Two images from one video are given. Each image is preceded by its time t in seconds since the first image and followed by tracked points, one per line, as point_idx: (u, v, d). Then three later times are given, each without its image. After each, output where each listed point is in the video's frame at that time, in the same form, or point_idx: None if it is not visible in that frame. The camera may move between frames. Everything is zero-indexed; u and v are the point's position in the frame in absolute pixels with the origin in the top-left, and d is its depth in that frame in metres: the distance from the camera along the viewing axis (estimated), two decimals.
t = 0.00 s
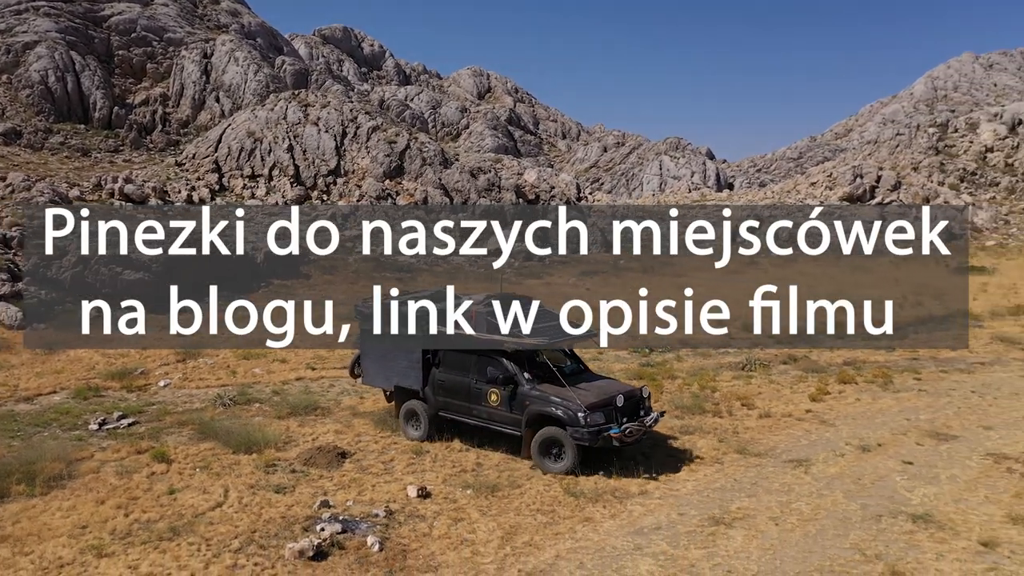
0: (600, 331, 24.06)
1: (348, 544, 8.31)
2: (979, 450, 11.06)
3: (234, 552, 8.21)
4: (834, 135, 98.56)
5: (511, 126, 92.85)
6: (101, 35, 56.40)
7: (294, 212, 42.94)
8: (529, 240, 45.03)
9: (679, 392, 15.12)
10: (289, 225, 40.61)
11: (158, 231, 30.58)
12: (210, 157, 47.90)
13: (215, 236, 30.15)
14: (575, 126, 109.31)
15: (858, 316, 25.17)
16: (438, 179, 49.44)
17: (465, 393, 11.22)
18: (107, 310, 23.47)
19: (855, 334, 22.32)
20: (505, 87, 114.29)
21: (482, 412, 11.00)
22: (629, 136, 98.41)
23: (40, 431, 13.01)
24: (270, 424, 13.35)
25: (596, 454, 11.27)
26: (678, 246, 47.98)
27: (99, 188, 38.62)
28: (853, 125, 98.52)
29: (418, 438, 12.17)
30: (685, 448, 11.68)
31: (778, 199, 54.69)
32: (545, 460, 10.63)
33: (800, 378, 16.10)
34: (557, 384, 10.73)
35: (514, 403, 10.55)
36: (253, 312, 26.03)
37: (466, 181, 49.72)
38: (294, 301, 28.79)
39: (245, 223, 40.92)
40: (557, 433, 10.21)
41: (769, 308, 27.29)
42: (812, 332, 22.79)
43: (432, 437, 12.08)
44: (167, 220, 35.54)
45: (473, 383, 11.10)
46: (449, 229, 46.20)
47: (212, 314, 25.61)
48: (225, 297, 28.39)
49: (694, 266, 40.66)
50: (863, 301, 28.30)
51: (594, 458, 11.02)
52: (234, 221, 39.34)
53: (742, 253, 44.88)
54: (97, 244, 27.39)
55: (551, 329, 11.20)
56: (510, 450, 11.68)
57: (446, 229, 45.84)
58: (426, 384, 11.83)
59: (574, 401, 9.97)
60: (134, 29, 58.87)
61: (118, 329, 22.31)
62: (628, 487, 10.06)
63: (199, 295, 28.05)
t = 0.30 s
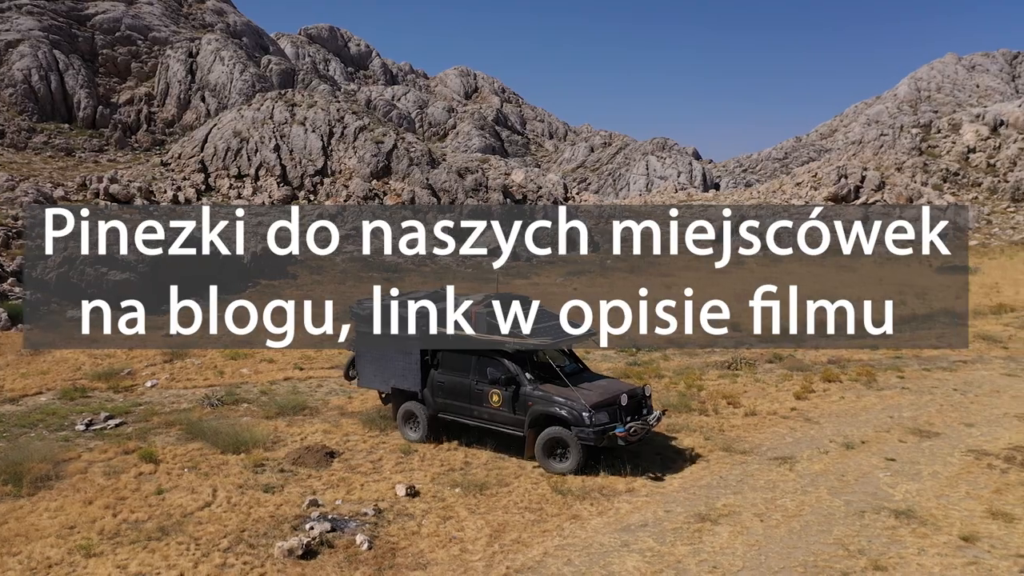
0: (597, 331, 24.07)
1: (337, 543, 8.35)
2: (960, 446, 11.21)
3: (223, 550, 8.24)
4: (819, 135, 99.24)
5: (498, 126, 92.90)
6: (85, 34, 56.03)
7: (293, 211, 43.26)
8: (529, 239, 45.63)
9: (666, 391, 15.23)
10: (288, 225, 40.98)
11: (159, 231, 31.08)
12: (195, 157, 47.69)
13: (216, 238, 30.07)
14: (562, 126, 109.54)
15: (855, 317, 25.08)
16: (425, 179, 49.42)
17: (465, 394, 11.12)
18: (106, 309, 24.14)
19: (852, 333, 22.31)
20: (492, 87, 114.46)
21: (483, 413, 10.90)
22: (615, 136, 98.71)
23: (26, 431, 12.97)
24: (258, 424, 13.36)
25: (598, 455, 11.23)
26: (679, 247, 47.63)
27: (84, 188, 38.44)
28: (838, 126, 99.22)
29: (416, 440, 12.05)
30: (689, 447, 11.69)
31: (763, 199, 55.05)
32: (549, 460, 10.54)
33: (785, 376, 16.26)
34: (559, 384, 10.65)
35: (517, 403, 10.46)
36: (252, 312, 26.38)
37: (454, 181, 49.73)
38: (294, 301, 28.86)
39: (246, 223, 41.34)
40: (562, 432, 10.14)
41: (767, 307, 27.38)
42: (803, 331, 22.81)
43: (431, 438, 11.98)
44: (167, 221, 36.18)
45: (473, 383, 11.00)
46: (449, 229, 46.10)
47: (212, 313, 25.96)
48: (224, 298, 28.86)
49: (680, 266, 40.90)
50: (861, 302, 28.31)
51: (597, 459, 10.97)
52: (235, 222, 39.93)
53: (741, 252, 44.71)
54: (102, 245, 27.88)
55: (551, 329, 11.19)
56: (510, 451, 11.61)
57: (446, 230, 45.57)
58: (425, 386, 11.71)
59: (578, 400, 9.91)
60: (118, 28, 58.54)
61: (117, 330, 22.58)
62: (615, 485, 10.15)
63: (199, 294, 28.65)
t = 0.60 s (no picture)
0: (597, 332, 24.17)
1: (331, 541, 8.38)
2: (950, 444, 11.31)
3: (217, 549, 8.26)
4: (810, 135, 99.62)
5: (491, 126, 92.90)
6: (76, 33, 55.80)
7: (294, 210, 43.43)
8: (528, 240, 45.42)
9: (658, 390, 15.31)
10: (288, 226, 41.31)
11: (158, 231, 31.41)
12: (187, 156, 47.58)
13: (214, 236, 29.76)
14: (554, 126, 109.66)
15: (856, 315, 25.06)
16: (418, 179, 49.43)
17: (472, 394, 11.05)
18: (106, 309, 24.06)
19: (852, 332, 22.32)
20: (485, 86, 114.58)
21: (491, 413, 10.84)
22: (608, 136, 98.86)
23: (19, 431, 12.95)
24: (251, 424, 13.37)
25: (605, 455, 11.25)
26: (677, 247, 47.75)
27: (75, 188, 38.29)
28: (829, 126, 99.64)
29: (421, 441, 11.95)
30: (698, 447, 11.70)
31: (755, 199, 55.23)
32: (559, 460, 10.53)
33: (776, 375, 16.36)
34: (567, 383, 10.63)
35: (526, 402, 10.41)
36: (253, 312, 26.37)
37: (446, 181, 49.76)
38: (295, 301, 28.83)
39: (245, 223, 41.34)
40: (573, 432, 10.13)
41: (766, 308, 27.52)
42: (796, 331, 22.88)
43: (436, 440, 11.88)
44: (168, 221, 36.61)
45: (481, 382, 10.93)
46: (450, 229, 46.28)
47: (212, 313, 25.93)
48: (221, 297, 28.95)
49: (672, 266, 41.02)
50: (863, 301, 28.20)
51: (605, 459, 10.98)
52: (235, 221, 40.00)
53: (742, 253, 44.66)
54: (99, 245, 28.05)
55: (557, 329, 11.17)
56: (516, 452, 11.56)
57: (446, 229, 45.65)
58: (430, 386, 11.63)
59: (589, 398, 9.90)
60: (109, 27, 58.32)
61: (117, 330, 22.59)
62: (608, 483, 10.19)
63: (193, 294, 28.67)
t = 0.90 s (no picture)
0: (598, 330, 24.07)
1: (321, 540, 8.39)
2: (935, 440, 11.42)
3: (206, 549, 8.25)
4: (798, 133, 100.08)
5: (479, 124, 92.78)
6: (61, 30, 55.37)
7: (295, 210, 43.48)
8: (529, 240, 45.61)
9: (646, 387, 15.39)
10: (289, 227, 41.71)
11: (158, 231, 31.61)
12: (175, 154, 47.31)
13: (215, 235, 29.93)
14: (543, 124, 109.71)
15: (856, 316, 24.73)
16: (407, 178, 49.40)
17: (476, 393, 10.99)
18: (107, 310, 24.01)
19: (851, 332, 21.96)
20: (473, 84, 114.58)
21: (496, 413, 10.81)
22: (597, 134, 98.99)
23: (5, 432, 12.86)
24: (240, 422, 13.33)
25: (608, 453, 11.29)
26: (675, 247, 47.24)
27: (61, 187, 37.99)
28: (816, 125, 100.14)
29: (422, 442, 11.84)
30: (702, 445, 11.73)
31: (743, 198, 55.46)
32: (567, 459, 10.53)
33: (764, 372, 16.45)
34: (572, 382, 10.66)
35: (533, 401, 10.42)
36: (254, 312, 26.16)
37: (435, 180, 49.67)
38: (294, 300, 28.75)
39: (247, 222, 41.75)
40: (582, 431, 10.17)
41: (766, 307, 27.37)
42: (792, 330, 22.64)
43: (439, 441, 11.77)
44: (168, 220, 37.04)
45: (484, 382, 10.90)
46: (449, 229, 46.51)
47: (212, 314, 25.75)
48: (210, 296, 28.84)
49: (660, 264, 41.15)
50: (861, 300, 28.02)
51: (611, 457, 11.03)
52: (234, 221, 40.33)
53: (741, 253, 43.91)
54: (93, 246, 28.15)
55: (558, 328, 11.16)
56: (519, 451, 11.54)
57: (445, 230, 45.83)
58: (432, 386, 11.53)
59: (597, 397, 9.95)
60: (95, 25, 57.90)
61: (117, 330, 22.52)
62: (597, 480, 10.22)
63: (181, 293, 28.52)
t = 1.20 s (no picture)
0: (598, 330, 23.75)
1: (304, 540, 8.37)
2: (914, 437, 11.55)
3: (188, 550, 8.21)
4: (779, 133, 100.73)
5: (462, 123, 92.60)
6: (39, 27, 54.75)
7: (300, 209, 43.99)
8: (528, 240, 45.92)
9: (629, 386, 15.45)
10: (289, 225, 42.12)
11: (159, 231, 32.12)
12: (155, 153, 46.91)
13: (215, 237, 30.08)
14: (526, 123, 109.73)
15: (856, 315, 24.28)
16: (390, 177, 49.30)
17: (473, 395, 10.94)
18: (106, 310, 24.15)
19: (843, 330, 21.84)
20: (457, 83, 114.51)
21: (494, 414, 10.75)
22: (580, 133, 99.14)
23: None
24: (222, 423, 13.27)
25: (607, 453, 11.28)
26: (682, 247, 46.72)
27: (39, 186, 37.53)
28: (797, 125, 100.83)
29: (418, 446, 11.70)
30: (700, 443, 11.79)
31: (725, 197, 55.73)
32: (568, 460, 10.50)
33: (746, 370, 16.57)
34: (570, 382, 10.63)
35: (532, 402, 10.37)
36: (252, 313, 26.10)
37: (419, 179, 49.55)
38: (296, 301, 28.67)
39: (247, 222, 42.28)
40: (582, 430, 10.15)
41: (768, 308, 26.74)
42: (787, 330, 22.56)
43: (434, 444, 11.67)
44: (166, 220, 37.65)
45: (482, 384, 10.85)
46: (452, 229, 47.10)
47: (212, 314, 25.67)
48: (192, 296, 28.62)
49: (643, 263, 41.30)
50: (861, 300, 27.67)
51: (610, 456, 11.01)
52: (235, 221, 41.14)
53: (745, 253, 43.72)
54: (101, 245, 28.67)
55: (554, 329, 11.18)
56: (517, 452, 11.49)
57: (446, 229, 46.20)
58: (428, 389, 11.45)
59: (597, 396, 9.93)
60: (74, 22, 57.31)
61: (117, 330, 22.58)
62: (580, 479, 10.25)
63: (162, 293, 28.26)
